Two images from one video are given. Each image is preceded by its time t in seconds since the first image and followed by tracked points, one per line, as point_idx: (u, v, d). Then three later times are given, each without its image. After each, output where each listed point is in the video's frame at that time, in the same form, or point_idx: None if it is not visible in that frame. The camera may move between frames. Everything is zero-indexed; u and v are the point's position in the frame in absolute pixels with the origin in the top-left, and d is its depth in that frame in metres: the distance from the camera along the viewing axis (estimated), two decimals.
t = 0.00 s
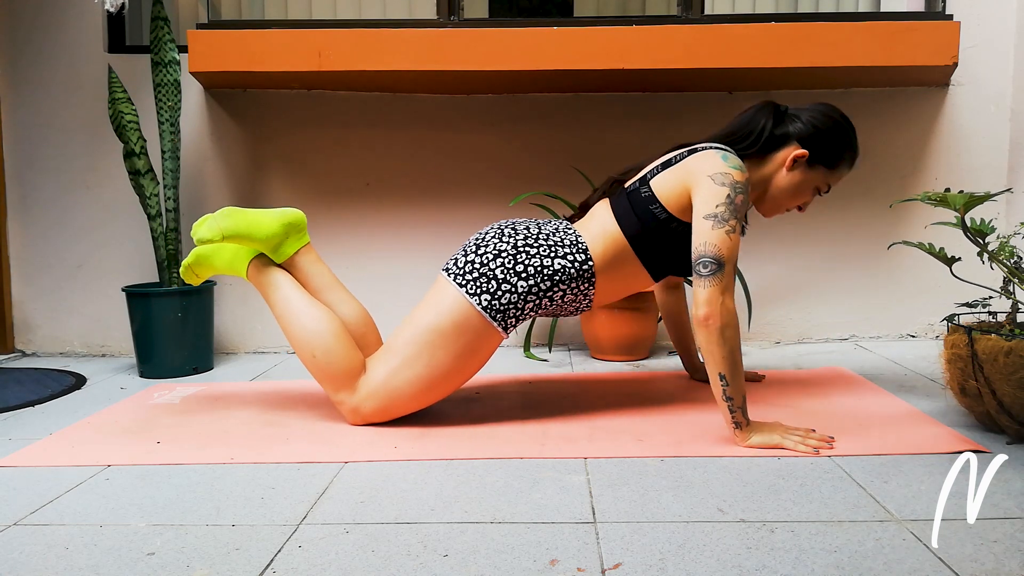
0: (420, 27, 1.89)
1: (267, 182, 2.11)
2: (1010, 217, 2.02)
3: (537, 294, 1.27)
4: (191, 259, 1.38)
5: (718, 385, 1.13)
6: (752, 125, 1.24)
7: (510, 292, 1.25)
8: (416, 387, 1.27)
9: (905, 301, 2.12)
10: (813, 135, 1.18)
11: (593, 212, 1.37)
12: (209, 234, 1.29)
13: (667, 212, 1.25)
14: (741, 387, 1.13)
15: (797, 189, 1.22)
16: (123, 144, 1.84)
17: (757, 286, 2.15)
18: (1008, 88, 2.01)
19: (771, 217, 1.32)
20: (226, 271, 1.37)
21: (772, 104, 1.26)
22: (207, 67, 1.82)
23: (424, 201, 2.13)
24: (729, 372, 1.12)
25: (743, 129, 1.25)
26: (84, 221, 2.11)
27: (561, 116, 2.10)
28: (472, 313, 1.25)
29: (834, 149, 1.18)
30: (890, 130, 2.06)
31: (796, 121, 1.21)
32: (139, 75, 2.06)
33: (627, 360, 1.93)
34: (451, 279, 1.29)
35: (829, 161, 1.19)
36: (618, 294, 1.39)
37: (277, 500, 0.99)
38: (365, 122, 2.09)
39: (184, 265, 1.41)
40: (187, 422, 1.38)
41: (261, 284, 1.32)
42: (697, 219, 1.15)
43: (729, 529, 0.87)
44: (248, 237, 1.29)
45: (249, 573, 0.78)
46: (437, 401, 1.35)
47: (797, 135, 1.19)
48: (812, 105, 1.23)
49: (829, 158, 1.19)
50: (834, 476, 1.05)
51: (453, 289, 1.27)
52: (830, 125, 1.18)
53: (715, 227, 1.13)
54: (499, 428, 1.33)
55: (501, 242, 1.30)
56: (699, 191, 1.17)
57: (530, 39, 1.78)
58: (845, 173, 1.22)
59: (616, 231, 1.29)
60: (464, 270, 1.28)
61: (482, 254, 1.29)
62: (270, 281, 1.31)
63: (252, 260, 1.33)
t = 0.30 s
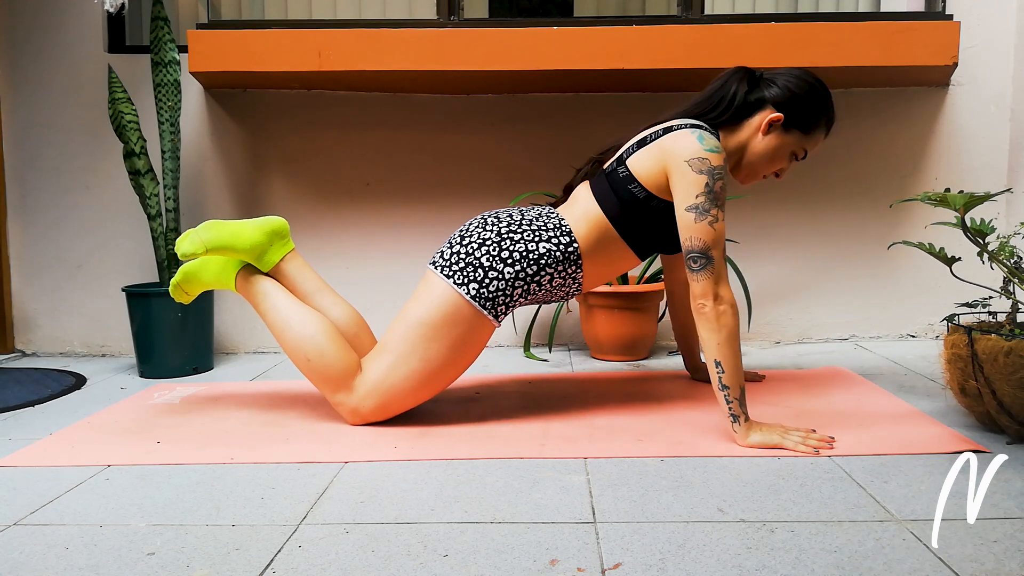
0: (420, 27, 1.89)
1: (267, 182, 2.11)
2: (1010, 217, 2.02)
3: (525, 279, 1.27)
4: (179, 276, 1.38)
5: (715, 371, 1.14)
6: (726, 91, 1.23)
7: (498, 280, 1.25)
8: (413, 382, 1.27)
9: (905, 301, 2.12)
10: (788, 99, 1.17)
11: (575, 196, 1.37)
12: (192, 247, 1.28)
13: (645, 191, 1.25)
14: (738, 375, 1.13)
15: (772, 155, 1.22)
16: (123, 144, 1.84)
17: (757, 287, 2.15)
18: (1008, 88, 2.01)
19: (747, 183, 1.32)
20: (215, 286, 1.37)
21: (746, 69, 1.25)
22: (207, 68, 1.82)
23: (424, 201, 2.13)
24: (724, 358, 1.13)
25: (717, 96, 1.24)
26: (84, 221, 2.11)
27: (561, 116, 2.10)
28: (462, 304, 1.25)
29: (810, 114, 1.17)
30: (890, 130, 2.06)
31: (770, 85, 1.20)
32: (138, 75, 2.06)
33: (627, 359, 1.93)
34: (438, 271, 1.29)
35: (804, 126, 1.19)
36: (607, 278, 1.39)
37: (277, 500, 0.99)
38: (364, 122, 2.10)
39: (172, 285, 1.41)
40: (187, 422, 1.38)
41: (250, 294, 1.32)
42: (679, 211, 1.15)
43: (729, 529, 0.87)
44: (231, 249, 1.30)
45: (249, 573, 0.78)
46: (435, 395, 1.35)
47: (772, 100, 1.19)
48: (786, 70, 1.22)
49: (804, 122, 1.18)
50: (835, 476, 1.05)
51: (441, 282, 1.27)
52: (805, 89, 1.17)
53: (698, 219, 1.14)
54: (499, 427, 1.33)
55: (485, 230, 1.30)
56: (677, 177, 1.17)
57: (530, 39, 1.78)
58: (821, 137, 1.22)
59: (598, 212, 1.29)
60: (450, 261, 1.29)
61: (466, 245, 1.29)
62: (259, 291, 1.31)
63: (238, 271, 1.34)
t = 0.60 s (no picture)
0: (420, 27, 1.89)
1: (267, 182, 2.11)
2: (1010, 217, 2.02)
3: (526, 281, 1.27)
4: (182, 273, 1.38)
5: (715, 374, 1.14)
6: (730, 95, 1.23)
7: (499, 280, 1.25)
8: (413, 382, 1.27)
9: (905, 301, 2.12)
10: (792, 104, 1.17)
11: (577, 198, 1.37)
12: (197, 244, 1.29)
13: (647, 192, 1.25)
14: (738, 376, 1.13)
15: (775, 160, 1.22)
16: (123, 144, 1.84)
17: (757, 286, 2.15)
18: (1008, 88, 2.01)
19: (749, 187, 1.32)
20: (217, 283, 1.37)
21: (751, 73, 1.25)
22: (207, 68, 1.82)
23: (424, 201, 2.13)
24: (724, 361, 1.13)
25: (721, 100, 1.24)
26: (84, 221, 2.11)
27: (561, 116, 2.10)
28: (463, 305, 1.25)
29: (813, 119, 1.17)
30: (890, 130, 2.06)
31: (774, 89, 1.20)
32: (138, 75, 2.06)
33: (627, 360, 1.93)
34: (440, 271, 1.29)
35: (807, 131, 1.18)
36: (608, 280, 1.39)
37: (277, 500, 0.99)
38: (364, 122, 2.09)
39: (175, 281, 1.41)
40: (187, 422, 1.38)
41: (252, 291, 1.33)
42: (681, 211, 1.15)
43: (729, 529, 0.87)
44: (235, 246, 1.30)
45: (249, 573, 0.78)
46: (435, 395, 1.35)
47: (776, 104, 1.18)
48: (791, 74, 1.21)
49: (807, 127, 1.18)
50: (835, 476, 1.05)
51: (442, 283, 1.27)
52: (809, 94, 1.17)
53: (699, 219, 1.13)
54: (499, 427, 1.33)
55: (487, 232, 1.30)
56: (679, 177, 1.17)
57: (530, 39, 1.78)
58: (824, 143, 1.22)
59: (599, 214, 1.29)
60: (452, 261, 1.28)
61: (468, 245, 1.30)
62: (261, 289, 1.31)
63: (241, 268, 1.34)
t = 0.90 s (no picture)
0: (420, 27, 1.89)
1: (267, 182, 2.11)
2: (1010, 218, 2.02)
3: (539, 296, 1.27)
4: (188, 262, 1.37)
5: (715, 389, 1.13)
6: (763, 142, 1.24)
7: (512, 294, 1.25)
8: (417, 387, 1.27)
9: (905, 301, 2.12)
10: (823, 159, 1.17)
11: (598, 220, 1.37)
12: (206, 236, 1.27)
13: (669, 223, 1.25)
14: (738, 391, 1.13)
15: (798, 211, 1.22)
16: (123, 144, 1.84)
17: (757, 286, 2.15)
18: (1008, 88, 2.01)
19: (766, 236, 1.31)
20: (223, 275, 1.36)
21: (786, 122, 1.25)
22: (207, 67, 1.82)
23: (424, 201, 2.13)
24: (725, 378, 1.11)
25: (754, 145, 1.24)
26: (84, 222, 2.11)
27: (561, 117, 2.10)
28: (474, 313, 1.25)
29: (841, 177, 1.18)
30: (890, 130, 2.06)
31: (808, 143, 1.20)
32: (139, 75, 2.06)
33: (628, 360, 1.93)
34: (454, 277, 1.29)
35: (833, 187, 1.19)
36: (620, 303, 1.38)
37: (277, 500, 0.99)
38: (364, 122, 2.10)
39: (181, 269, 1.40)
40: (187, 422, 1.38)
41: (259, 285, 1.32)
42: (697, 226, 1.15)
43: (729, 529, 0.87)
44: (244, 239, 1.29)
45: (249, 573, 0.78)
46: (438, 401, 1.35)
47: (807, 157, 1.19)
48: (825, 130, 1.23)
49: (834, 184, 1.19)
50: (834, 476, 1.05)
51: (455, 289, 1.27)
52: (840, 151, 1.18)
53: (714, 233, 1.12)
54: (500, 428, 1.33)
55: (506, 242, 1.30)
56: (701, 199, 1.17)
57: (530, 39, 1.78)
58: (847, 203, 1.22)
59: (619, 239, 1.29)
60: (468, 269, 1.28)
61: (485, 254, 1.29)
62: (268, 282, 1.31)
63: (250, 262, 1.33)
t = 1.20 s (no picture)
0: (420, 27, 1.89)
1: (267, 182, 2.11)
2: (1010, 217, 2.02)
3: (554, 317, 1.27)
4: (205, 245, 1.38)
5: (716, 400, 1.13)
6: (797, 200, 1.24)
7: (530, 312, 1.26)
8: (422, 394, 1.27)
9: (905, 301, 2.12)
10: (853, 227, 1.19)
11: (621, 249, 1.37)
12: (226, 221, 1.28)
13: (694, 263, 1.25)
14: (738, 400, 1.13)
15: (818, 273, 1.22)
16: (123, 144, 1.84)
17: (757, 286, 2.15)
18: (1008, 88, 2.01)
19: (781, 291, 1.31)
20: (238, 261, 1.37)
21: (824, 185, 1.26)
22: (206, 67, 1.82)
23: (424, 201, 2.13)
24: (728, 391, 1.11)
25: (788, 202, 1.25)
26: (85, 222, 2.11)
27: (562, 117, 2.10)
28: (489, 327, 1.25)
29: (865, 247, 1.19)
30: (890, 130, 2.06)
31: (840, 208, 1.22)
32: (139, 75, 2.06)
33: (628, 360, 1.94)
34: (473, 288, 1.29)
35: (857, 256, 1.20)
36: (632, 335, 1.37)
37: (277, 500, 0.99)
38: (364, 123, 2.10)
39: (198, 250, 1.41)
40: (187, 422, 1.38)
41: (275, 275, 1.32)
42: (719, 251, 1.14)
43: (729, 529, 0.87)
44: (265, 226, 1.29)
45: (249, 573, 0.78)
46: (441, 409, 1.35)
47: (837, 222, 1.20)
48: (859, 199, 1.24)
49: (858, 253, 1.20)
50: (834, 476, 1.05)
51: (474, 300, 1.27)
52: (870, 223, 1.19)
53: (734, 258, 1.11)
54: (500, 428, 1.33)
55: (528, 260, 1.30)
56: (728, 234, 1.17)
57: (530, 39, 1.78)
58: (866, 275, 1.23)
59: (641, 272, 1.29)
60: (488, 281, 1.28)
61: (506, 268, 1.29)
62: (284, 274, 1.31)
63: (268, 250, 1.33)
